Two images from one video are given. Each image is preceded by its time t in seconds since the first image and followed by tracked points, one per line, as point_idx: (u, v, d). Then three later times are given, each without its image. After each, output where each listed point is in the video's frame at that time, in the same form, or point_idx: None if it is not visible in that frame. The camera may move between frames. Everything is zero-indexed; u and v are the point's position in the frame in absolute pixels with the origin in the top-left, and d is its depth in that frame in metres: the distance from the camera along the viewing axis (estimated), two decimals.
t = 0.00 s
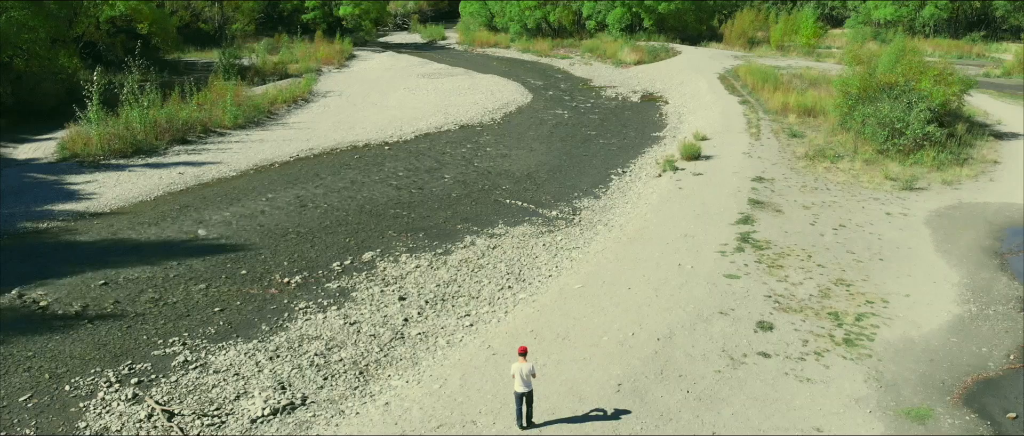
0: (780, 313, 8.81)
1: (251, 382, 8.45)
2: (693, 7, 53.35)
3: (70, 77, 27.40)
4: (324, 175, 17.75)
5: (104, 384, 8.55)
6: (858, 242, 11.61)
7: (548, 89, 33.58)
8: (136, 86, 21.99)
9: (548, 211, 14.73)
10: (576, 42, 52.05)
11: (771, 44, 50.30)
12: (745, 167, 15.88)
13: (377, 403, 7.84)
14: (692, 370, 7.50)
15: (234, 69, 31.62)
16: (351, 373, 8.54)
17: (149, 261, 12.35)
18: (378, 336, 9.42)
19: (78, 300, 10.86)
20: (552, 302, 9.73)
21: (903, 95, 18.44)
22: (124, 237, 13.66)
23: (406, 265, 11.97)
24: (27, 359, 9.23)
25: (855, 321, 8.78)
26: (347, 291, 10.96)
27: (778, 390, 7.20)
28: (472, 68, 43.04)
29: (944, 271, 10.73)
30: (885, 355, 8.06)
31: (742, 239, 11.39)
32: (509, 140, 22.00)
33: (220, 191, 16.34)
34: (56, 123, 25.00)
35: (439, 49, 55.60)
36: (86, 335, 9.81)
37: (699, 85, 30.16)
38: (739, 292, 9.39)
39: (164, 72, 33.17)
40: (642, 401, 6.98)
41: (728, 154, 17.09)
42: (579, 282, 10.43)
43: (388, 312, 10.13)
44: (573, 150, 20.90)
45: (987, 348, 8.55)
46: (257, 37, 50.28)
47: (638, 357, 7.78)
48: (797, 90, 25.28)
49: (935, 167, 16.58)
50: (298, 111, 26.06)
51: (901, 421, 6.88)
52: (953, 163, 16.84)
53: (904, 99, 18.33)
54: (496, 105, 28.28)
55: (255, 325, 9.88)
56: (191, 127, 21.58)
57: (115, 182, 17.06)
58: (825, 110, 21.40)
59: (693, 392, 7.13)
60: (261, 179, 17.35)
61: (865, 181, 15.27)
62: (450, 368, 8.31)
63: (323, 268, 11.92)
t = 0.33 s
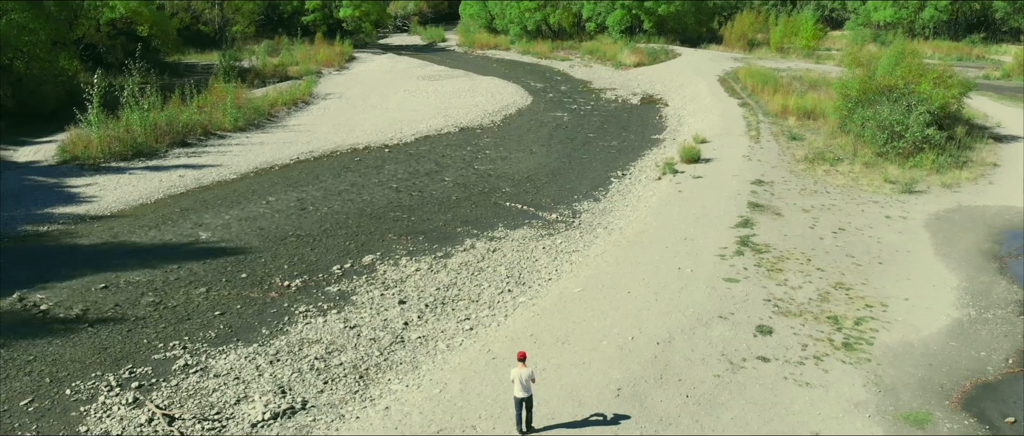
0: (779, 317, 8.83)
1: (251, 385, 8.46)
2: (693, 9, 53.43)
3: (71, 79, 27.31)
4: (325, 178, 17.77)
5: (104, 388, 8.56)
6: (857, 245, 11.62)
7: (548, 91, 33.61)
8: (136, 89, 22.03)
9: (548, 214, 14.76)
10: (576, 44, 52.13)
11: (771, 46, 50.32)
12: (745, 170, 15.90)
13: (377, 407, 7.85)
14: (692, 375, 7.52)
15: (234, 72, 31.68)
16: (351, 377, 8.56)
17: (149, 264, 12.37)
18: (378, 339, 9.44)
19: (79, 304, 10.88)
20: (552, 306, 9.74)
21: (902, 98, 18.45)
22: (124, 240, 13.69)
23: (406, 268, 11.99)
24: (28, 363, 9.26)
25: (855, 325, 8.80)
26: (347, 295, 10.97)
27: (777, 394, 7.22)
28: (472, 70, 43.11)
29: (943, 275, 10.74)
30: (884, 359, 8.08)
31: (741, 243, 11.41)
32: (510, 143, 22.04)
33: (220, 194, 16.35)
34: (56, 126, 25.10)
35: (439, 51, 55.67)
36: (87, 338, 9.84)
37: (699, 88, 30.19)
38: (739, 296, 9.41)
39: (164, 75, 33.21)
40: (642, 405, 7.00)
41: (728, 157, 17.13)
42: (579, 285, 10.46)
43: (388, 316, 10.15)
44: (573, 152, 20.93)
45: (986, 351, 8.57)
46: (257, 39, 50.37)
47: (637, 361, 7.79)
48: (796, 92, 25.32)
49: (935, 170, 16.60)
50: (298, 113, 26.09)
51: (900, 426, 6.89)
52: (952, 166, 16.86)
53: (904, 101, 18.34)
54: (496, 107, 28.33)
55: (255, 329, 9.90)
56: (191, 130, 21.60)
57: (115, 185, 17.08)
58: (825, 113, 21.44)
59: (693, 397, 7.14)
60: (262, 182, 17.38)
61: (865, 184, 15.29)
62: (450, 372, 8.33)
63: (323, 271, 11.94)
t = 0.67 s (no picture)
0: (775, 325, 8.98)
1: (255, 392, 8.61)
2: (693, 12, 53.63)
3: (73, 84, 27.49)
4: (326, 183, 17.92)
5: (111, 394, 8.72)
6: (853, 252, 11.76)
7: (548, 94, 33.77)
8: (138, 94, 22.20)
9: (547, 219, 14.91)
10: (576, 46, 52.30)
11: (771, 48, 50.48)
12: (743, 176, 16.05)
13: (379, 414, 8.00)
14: (688, 383, 7.66)
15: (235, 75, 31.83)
16: (353, 384, 8.71)
17: (154, 270, 12.54)
18: (379, 346, 9.59)
19: (85, 311, 11.06)
20: (551, 313, 9.88)
21: (899, 103, 18.57)
22: (128, 246, 13.85)
23: (406, 274, 12.14)
24: (35, 370, 9.43)
25: (849, 333, 8.94)
26: (349, 301, 11.11)
27: (772, 402, 7.36)
28: (473, 72, 43.26)
29: (937, 282, 10.89)
30: (877, 367, 8.22)
31: (738, 250, 11.56)
32: (510, 147, 22.20)
33: (222, 199, 16.50)
34: (60, 129, 25.46)
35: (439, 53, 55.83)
36: (93, 345, 10.00)
37: (698, 91, 30.34)
38: (735, 303, 9.55)
39: (166, 79, 33.29)
40: (638, 413, 7.15)
41: (726, 162, 17.29)
42: (578, 291, 10.62)
43: (389, 322, 10.29)
44: (573, 156, 21.09)
45: (978, 359, 8.71)
46: (257, 42, 50.73)
47: (634, 369, 7.94)
48: (795, 97, 25.48)
49: (931, 176, 16.74)
50: (299, 117, 26.24)
51: (891, 433, 7.04)
52: (948, 171, 17.00)
53: (901, 107, 18.47)
54: (496, 111, 28.50)
55: (259, 336, 10.05)
56: (193, 135, 21.75)
57: (118, 190, 17.23)
58: (823, 117, 21.57)
59: (689, 405, 7.29)
60: (264, 187, 17.53)
61: (861, 190, 15.44)
62: (451, 379, 8.47)
63: (325, 277, 12.09)
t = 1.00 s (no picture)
0: (766, 334, 9.26)
1: (263, 399, 8.90)
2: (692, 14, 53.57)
3: (77, 89, 27.87)
4: (329, 190, 18.21)
5: (124, 402, 9.03)
6: (845, 261, 12.03)
7: (548, 98, 34.07)
8: (143, 100, 22.50)
9: (546, 226, 15.20)
10: (576, 49, 52.58)
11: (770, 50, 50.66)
12: (739, 184, 16.35)
13: (384, 421, 8.30)
14: (681, 391, 7.95)
15: (238, 80, 32.14)
16: (359, 391, 9.00)
17: (161, 278, 12.84)
18: (383, 354, 9.87)
19: (95, 319, 11.38)
20: (550, 321, 10.17)
21: (894, 111, 18.84)
22: (136, 253, 14.15)
23: (409, 282, 12.42)
24: (49, 378, 9.76)
25: (838, 341, 9.23)
26: (353, 309, 11.40)
27: (761, 410, 7.65)
28: (473, 75, 43.53)
29: (926, 290, 11.17)
30: (864, 375, 8.52)
31: (732, 258, 11.85)
32: (510, 153, 22.49)
33: (227, 207, 16.79)
34: (65, 135, 25.70)
35: (439, 56, 56.10)
36: (104, 353, 10.31)
37: (696, 96, 30.62)
38: (728, 312, 9.84)
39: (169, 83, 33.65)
40: (633, 421, 7.43)
41: (722, 169, 17.58)
42: (576, 299, 10.91)
43: (393, 330, 10.57)
44: (572, 162, 21.38)
45: (963, 368, 8.99)
46: (259, 44, 51.14)
47: (630, 378, 8.23)
48: (791, 102, 25.74)
49: (924, 183, 17.00)
50: (302, 122, 26.51)
51: None
52: (941, 179, 17.27)
53: (895, 115, 18.75)
54: (496, 115, 28.79)
55: (266, 343, 10.34)
56: (198, 141, 22.04)
57: (125, 197, 17.52)
58: (819, 124, 21.85)
59: (681, 413, 7.58)
60: (268, 193, 17.82)
61: (855, 197, 15.72)
62: (452, 387, 8.75)
63: (330, 285, 12.36)
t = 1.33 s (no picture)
0: (756, 341, 9.65)
1: (274, 403, 9.30)
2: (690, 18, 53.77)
3: (83, 94, 28.49)
4: (333, 196, 18.62)
5: (140, 406, 9.44)
6: (834, 268, 12.43)
7: (547, 103, 34.47)
8: (150, 107, 22.91)
9: (545, 233, 15.59)
10: (576, 52, 52.97)
11: (768, 54, 50.87)
12: (734, 191, 16.75)
13: (389, 424, 8.70)
14: (673, 396, 8.35)
15: (242, 85, 32.75)
16: (365, 395, 9.40)
17: (172, 284, 13.25)
18: (388, 359, 10.27)
19: (109, 324, 11.79)
20: (548, 328, 10.56)
21: (886, 119, 19.25)
22: (146, 260, 14.55)
23: (412, 288, 12.82)
24: (67, 382, 10.19)
25: (824, 348, 9.63)
26: (358, 315, 11.79)
27: (748, 414, 8.05)
28: (474, 79, 43.91)
29: (912, 297, 11.57)
30: (848, 381, 8.92)
31: (724, 266, 12.24)
32: (510, 158, 22.91)
33: (234, 213, 17.20)
34: (72, 140, 26.18)
35: (440, 58, 56.49)
36: (119, 358, 10.72)
37: (694, 101, 31.03)
38: (719, 319, 10.24)
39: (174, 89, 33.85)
40: (626, 425, 7.82)
41: (717, 177, 17.98)
42: (574, 306, 11.31)
43: (397, 335, 10.97)
44: (571, 168, 21.79)
45: (944, 373, 9.39)
46: (261, 47, 51.54)
47: (624, 383, 8.62)
48: (787, 109, 26.16)
49: (914, 191, 17.40)
50: (305, 127, 26.92)
51: None
52: (931, 186, 17.67)
53: (887, 123, 19.16)
54: (496, 120, 29.20)
55: (275, 349, 10.74)
56: (203, 147, 22.45)
57: (133, 204, 17.93)
58: (814, 131, 22.25)
59: (672, 417, 7.97)
60: (273, 200, 18.23)
61: (846, 205, 16.12)
62: (455, 392, 9.15)
63: (335, 291, 12.76)
